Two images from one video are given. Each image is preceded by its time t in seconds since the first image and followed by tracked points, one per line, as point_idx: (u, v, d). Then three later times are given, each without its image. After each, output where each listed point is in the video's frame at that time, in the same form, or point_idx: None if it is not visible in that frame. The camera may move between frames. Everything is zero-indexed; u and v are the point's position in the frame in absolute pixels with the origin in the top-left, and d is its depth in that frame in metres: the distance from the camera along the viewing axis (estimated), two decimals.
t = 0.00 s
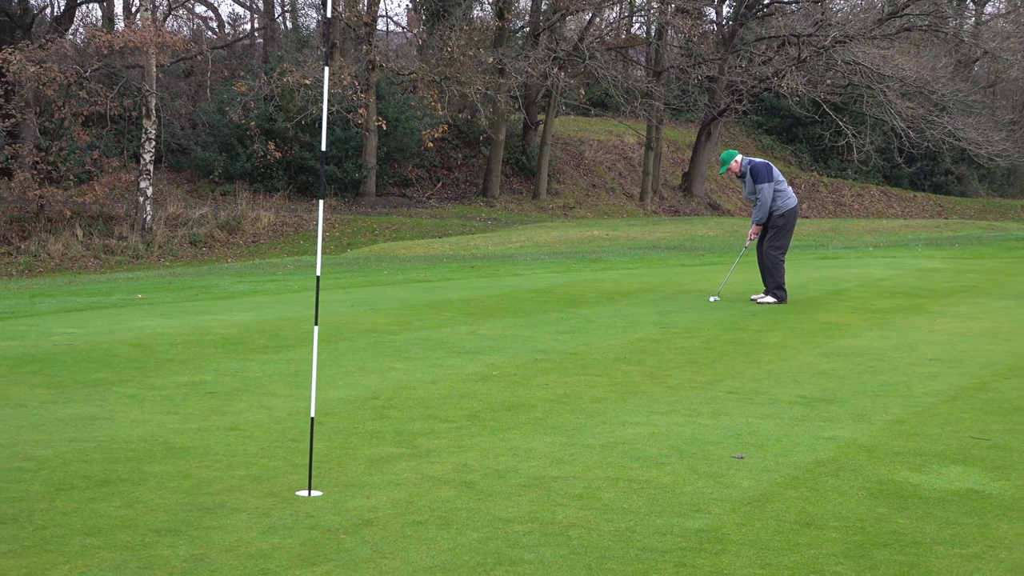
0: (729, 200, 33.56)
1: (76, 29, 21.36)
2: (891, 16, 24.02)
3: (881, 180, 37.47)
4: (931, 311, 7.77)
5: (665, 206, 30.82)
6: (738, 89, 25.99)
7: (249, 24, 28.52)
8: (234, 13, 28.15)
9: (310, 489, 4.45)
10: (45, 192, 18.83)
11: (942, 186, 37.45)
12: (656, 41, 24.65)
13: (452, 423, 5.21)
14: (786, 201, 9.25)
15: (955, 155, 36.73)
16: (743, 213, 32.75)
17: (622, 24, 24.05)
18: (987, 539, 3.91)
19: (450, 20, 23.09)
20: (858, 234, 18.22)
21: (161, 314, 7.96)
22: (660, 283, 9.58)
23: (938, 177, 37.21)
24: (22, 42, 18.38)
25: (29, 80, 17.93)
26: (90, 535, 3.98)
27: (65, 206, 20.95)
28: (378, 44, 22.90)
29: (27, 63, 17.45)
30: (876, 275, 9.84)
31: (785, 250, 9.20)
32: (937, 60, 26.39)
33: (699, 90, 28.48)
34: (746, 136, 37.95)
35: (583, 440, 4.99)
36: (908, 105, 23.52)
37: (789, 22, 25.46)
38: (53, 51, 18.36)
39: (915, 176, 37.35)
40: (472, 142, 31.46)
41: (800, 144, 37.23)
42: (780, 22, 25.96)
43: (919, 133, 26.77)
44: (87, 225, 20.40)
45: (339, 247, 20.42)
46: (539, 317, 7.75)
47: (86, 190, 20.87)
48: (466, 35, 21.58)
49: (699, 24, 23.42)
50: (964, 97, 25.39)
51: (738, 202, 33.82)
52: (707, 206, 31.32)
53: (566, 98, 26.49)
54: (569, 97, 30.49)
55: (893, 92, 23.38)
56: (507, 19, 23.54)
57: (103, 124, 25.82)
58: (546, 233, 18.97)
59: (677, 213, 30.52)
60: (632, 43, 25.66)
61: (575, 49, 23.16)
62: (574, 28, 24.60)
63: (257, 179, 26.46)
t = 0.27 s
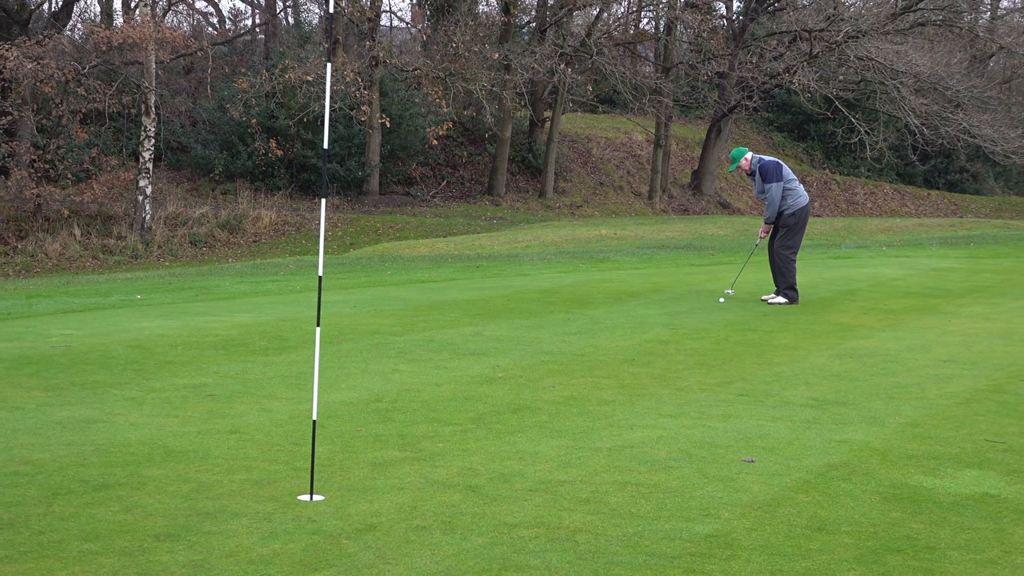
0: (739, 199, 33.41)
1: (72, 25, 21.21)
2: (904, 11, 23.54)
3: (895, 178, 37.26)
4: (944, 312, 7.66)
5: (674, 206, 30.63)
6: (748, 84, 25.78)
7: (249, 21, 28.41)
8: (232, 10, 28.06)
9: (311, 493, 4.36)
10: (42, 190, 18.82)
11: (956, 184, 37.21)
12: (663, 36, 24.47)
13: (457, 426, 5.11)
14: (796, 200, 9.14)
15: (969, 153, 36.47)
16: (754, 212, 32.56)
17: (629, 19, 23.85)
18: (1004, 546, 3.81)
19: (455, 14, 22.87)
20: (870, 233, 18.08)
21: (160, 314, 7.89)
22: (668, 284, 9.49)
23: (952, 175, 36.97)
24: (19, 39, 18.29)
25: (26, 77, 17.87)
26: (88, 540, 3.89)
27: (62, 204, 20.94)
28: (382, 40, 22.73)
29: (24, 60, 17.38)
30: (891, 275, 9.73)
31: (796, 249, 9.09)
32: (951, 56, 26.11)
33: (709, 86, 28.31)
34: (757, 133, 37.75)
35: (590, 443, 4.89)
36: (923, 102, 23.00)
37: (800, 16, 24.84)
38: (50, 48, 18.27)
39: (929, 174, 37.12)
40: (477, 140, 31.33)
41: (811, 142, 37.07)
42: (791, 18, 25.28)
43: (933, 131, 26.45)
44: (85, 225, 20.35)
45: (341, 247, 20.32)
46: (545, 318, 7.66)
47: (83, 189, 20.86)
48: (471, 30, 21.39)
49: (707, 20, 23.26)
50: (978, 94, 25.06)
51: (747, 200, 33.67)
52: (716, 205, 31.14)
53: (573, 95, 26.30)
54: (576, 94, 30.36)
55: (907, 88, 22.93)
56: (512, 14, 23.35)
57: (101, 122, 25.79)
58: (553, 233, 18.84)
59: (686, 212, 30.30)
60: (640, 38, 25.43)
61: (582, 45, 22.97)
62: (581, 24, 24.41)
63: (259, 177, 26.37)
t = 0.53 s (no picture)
0: (748, 198, 33.23)
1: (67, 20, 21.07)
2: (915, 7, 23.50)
3: (907, 176, 37.09)
4: (957, 313, 7.54)
5: (680, 205, 30.37)
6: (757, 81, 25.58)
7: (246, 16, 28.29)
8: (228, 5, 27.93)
9: (309, 499, 4.25)
10: (34, 189, 18.64)
11: (970, 182, 37.01)
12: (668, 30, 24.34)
13: (459, 430, 5.00)
14: (806, 198, 9.04)
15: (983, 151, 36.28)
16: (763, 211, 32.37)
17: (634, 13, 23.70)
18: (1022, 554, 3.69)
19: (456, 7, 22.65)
20: (880, 232, 17.94)
21: (154, 316, 7.78)
22: (674, 285, 9.35)
23: (965, 173, 36.75)
24: (11, 34, 18.17)
25: (18, 74, 17.75)
26: (81, 547, 3.78)
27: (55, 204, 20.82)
28: (382, 35, 22.57)
29: (16, 56, 17.25)
30: (904, 275, 9.60)
31: (805, 248, 8.99)
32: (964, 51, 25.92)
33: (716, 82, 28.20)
34: (765, 130, 37.60)
35: (595, 447, 4.78)
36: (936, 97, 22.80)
37: (808, 10, 24.42)
38: (44, 43, 18.16)
39: (941, 172, 36.93)
40: (479, 137, 31.22)
41: (820, 139, 36.95)
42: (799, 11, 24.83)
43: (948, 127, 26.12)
44: (78, 224, 20.27)
45: (340, 247, 20.23)
46: (549, 320, 7.55)
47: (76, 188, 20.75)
48: (473, 24, 21.24)
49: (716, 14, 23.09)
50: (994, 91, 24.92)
51: (755, 198, 33.55)
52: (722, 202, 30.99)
53: (577, 91, 26.16)
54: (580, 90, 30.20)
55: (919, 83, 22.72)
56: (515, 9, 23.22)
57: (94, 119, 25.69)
58: (558, 231, 18.73)
59: (694, 210, 30.08)
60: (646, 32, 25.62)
61: (586, 40, 22.83)
62: (585, 18, 24.26)
63: (256, 175, 26.27)
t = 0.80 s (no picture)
0: (756, 195, 33.15)
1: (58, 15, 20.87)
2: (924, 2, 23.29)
3: (918, 173, 36.96)
4: (969, 313, 7.43)
5: (687, 202, 30.58)
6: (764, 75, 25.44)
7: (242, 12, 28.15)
8: None
9: (306, 504, 4.14)
10: (24, 187, 18.46)
11: (982, 179, 36.85)
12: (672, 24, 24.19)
13: (460, 433, 4.89)
14: (816, 195, 8.93)
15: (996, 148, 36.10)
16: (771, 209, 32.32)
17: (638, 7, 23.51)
18: None
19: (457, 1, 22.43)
20: (888, 230, 17.80)
21: (148, 317, 7.67)
22: (678, 285, 9.23)
23: (978, 169, 36.58)
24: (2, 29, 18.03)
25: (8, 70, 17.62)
26: (72, 554, 3.67)
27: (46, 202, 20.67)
28: (381, 29, 22.35)
29: (6, 51, 17.09)
30: (915, 275, 9.48)
31: (814, 246, 8.88)
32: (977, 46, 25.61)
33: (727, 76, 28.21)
34: (773, 126, 37.43)
35: (599, 451, 4.67)
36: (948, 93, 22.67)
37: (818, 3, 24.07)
38: (35, 37, 18.01)
39: (954, 169, 36.77)
40: (480, 134, 31.07)
41: (829, 135, 36.88)
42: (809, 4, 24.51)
43: (960, 123, 25.79)
44: (69, 223, 20.15)
45: (337, 246, 20.09)
46: (553, 320, 7.44)
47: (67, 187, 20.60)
48: (473, 18, 21.07)
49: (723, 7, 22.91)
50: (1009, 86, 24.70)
51: (762, 196, 33.47)
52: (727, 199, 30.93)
53: (581, 86, 26.00)
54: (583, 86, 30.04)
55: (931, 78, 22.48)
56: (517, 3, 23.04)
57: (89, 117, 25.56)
58: (563, 229, 18.61)
59: (701, 208, 30.24)
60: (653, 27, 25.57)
61: (588, 34, 22.66)
62: (588, 12, 24.13)
63: (253, 173, 26.18)
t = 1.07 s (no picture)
0: (757, 194, 33.01)
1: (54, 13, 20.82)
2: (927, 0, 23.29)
3: (921, 172, 36.92)
4: (971, 313, 7.39)
5: (688, 202, 30.54)
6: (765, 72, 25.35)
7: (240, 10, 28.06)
8: None
9: (305, 506, 4.11)
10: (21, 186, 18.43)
11: (986, 177, 36.79)
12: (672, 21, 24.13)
13: (459, 434, 4.85)
14: (817, 194, 8.91)
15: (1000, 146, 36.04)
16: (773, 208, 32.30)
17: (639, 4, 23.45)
18: None
19: None
20: (891, 229, 17.76)
21: (146, 318, 7.63)
22: (679, 284, 9.17)
23: (982, 168, 36.52)
24: None
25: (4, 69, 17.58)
26: (69, 557, 3.64)
27: (41, 202, 20.64)
28: (379, 27, 22.28)
29: (1, 50, 17.05)
30: (918, 274, 9.43)
31: (815, 246, 8.85)
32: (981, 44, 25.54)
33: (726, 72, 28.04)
34: (775, 125, 37.37)
35: (600, 452, 4.63)
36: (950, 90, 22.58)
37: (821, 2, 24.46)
38: (31, 37, 17.98)
39: (957, 168, 36.71)
40: (480, 133, 31.03)
41: (832, 133, 36.84)
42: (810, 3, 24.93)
43: (963, 121, 25.73)
44: (66, 223, 20.11)
45: (336, 246, 20.05)
46: (553, 320, 7.41)
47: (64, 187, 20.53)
48: (473, 16, 21.01)
49: (724, 4, 22.88)
50: (1015, 84, 24.60)
51: (764, 194, 33.46)
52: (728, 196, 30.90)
53: (581, 84, 25.94)
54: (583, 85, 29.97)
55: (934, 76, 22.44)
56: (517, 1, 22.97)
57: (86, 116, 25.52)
58: (563, 228, 18.56)
59: (701, 208, 30.16)
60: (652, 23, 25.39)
61: (589, 32, 22.61)
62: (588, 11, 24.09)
63: (251, 172, 26.15)
